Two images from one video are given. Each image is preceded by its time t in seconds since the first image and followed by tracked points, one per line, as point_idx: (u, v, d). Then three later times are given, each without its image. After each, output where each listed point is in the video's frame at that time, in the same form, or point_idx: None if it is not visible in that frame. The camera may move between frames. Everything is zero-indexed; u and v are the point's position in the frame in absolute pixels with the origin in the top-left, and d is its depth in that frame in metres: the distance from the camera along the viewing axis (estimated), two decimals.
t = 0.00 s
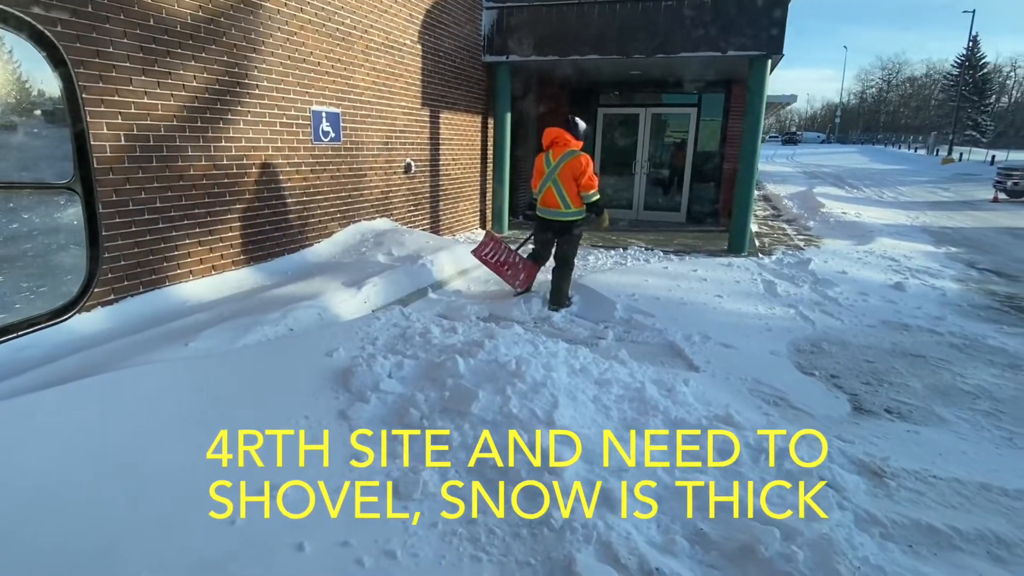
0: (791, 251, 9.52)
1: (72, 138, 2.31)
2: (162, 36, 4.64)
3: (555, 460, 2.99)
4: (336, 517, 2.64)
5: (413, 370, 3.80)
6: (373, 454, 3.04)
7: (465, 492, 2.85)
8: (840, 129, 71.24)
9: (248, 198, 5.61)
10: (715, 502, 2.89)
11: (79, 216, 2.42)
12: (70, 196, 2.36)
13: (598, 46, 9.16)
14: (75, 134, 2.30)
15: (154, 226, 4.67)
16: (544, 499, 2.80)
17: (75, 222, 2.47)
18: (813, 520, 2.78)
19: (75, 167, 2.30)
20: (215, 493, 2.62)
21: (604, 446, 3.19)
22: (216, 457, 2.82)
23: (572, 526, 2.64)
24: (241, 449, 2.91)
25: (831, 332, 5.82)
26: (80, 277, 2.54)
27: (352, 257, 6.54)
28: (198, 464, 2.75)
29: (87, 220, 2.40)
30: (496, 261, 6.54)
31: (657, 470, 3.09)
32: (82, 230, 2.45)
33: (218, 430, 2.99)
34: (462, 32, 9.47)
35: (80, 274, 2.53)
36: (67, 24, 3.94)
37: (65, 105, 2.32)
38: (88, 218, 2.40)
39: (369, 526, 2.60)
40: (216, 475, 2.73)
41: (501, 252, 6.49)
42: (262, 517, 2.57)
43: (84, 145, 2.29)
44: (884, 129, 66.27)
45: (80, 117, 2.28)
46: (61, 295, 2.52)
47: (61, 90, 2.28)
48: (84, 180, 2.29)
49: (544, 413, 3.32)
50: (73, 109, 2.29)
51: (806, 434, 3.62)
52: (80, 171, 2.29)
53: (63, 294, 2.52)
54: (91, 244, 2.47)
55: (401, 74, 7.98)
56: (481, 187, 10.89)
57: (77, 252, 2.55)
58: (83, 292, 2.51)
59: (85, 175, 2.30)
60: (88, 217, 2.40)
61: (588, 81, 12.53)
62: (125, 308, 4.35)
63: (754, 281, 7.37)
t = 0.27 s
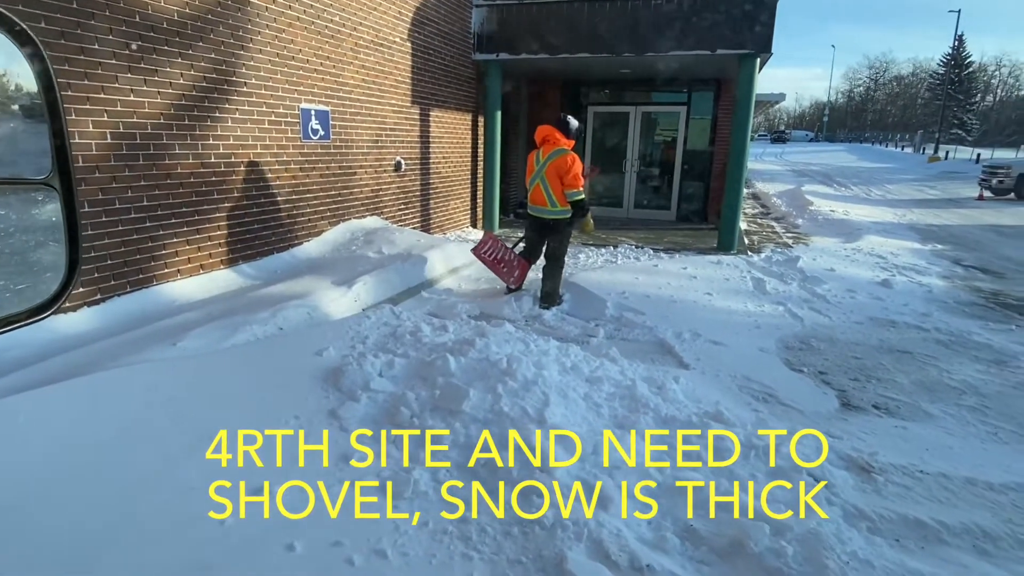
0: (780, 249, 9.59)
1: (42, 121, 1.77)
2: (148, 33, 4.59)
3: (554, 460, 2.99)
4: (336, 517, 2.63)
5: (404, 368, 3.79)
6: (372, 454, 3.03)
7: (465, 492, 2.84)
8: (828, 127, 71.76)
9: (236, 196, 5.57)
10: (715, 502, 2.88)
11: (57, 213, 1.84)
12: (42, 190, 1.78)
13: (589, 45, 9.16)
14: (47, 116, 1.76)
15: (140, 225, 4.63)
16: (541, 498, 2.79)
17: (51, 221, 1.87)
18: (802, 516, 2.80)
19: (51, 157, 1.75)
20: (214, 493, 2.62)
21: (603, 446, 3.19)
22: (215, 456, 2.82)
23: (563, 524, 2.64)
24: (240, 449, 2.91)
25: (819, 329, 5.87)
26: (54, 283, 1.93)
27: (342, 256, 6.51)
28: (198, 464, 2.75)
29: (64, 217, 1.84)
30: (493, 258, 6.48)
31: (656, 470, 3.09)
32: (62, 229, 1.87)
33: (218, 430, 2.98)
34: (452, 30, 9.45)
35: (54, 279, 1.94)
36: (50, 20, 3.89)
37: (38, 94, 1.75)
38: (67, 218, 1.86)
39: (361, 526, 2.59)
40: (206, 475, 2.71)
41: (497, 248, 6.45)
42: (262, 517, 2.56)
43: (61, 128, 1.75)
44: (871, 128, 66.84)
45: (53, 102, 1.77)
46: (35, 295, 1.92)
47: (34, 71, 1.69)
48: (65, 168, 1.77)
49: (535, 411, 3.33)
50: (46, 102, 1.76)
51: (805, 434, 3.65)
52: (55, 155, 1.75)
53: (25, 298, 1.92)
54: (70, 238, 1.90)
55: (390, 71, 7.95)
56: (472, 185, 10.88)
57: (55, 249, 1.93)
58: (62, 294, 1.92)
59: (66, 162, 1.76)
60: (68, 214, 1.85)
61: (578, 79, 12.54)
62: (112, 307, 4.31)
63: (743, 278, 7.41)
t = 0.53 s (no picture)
0: (770, 247, 9.63)
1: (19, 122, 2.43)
2: (136, 30, 4.54)
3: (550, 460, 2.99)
4: (336, 517, 2.62)
5: (395, 368, 3.78)
6: (372, 454, 3.03)
7: (465, 492, 2.84)
8: (817, 126, 72.20)
9: (225, 195, 5.52)
10: (711, 501, 2.87)
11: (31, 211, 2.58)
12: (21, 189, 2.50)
13: (580, 44, 9.17)
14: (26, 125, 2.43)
15: (128, 224, 4.58)
16: (536, 501, 2.77)
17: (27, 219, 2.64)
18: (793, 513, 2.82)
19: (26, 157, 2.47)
20: (214, 493, 2.62)
21: (604, 446, 3.21)
22: (215, 456, 2.82)
23: (555, 523, 2.64)
24: (240, 449, 2.91)
25: (809, 327, 5.90)
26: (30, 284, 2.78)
27: (333, 255, 6.49)
28: (197, 464, 2.75)
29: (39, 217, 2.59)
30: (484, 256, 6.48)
31: (656, 470, 3.10)
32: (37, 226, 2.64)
33: (218, 430, 2.99)
34: (443, 28, 9.42)
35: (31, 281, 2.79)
36: (36, 17, 3.85)
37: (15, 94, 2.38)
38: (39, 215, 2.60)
39: (353, 527, 2.58)
40: (198, 476, 2.69)
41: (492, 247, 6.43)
42: (261, 516, 2.56)
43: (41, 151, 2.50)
44: (860, 127, 67.32)
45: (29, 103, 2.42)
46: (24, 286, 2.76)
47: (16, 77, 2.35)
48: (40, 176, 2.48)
49: (527, 410, 3.32)
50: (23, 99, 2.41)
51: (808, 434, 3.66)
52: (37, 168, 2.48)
53: None
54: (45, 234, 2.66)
55: (381, 69, 7.92)
56: (464, 184, 10.86)
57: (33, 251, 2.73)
58: (38, 292, 2.72)
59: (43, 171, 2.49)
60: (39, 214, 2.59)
61: (570, 78, 12.54)
62: (101, 307, 4.27)
63: (734, 277, 7.44)
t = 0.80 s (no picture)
0: (762, 246, 9.68)
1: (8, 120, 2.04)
2: (126, 28, 4.50)
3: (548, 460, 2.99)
4: (335, 517, 2.62)
5: (389, 368, 3.76)
6: (372, 453, 3.03)
7: (466, 492, 2.83)
8: (808, 126, 72.56)
9: (216, 194, 5.49)
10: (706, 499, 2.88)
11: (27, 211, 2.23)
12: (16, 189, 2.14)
13: (573, 43, 9.18)
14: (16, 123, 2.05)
15: (119, 223, 4.54)
16: (520, 499, 2.78)
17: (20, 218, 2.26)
18: (786, 511, 2.83)
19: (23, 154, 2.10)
20: (214, 493, 2.62)
21: (604, 446, 3.20)
22: (214, 456, 2.82)
23: (549, 523, 2.64)
24: (240, 449, 2.91)
25: (801, 326, 5.93)
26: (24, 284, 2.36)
27: (326, 254, 6.46)
28: (196, 464, 2.75)
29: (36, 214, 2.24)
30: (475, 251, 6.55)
31: (656, 470, 3.10)
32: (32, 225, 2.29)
33: (218, 430, 2.99)
34: (436, 27, 9.40)
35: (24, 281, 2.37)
36: (24, 14, 3.81)
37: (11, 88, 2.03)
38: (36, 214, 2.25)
39: (348, 527, 2.57)
40: (191, 476, 2.68)
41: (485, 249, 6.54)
42: (261, 516, 2.56)
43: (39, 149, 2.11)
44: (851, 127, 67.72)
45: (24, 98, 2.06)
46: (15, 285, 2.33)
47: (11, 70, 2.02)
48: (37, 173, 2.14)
49: (521, 409, 3.32)
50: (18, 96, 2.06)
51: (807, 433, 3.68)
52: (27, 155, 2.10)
53: None
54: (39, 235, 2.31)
55: (374, 68, 7.89)
56: (457, 184, 10.85)
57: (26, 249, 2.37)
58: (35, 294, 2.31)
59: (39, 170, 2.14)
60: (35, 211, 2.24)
61: (563, 77, 12.55)
62: (92, 307, 4.24)
63: (726, 276, 7.47)
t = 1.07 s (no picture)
0: (756, 247, 9.72)
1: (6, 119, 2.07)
2: (119, 28, 4.48)
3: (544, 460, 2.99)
4: (335, 517, 2.62)
5: (383, 368, 3.76)
6: (372, 454, 3.04)
7: (466, 492, 2.84)
8: (801, 128, 72.91)
9: (210, 194, 5.47)
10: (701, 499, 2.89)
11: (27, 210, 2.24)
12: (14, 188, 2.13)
13: (567, 44, 9.19)
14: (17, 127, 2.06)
15: (112, 224, 4.52)
16: (517, 499, 2.78)
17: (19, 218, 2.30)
18: (780, 511, 2.85)
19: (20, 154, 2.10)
20: (213, 493, 2.62)
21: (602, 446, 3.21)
22: (214, 456, 2.82)
23: (544, 523, 2.65)
24: (239, 449, 2.91)
25: (794, 326, 5.97)
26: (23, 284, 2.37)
27: (320, 255, 6.45)
28: (196, 464, 2.75)
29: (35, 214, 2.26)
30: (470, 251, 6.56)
31: (655, 470, 3.11)
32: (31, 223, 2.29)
33: (217, 430, 2.99)
34: (431, 28, 9.40)
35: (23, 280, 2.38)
36: (16, 13, 3.79)
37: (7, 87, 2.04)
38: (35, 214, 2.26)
39: (344, 527, 2.57)
40: (186, 477, 2.67)
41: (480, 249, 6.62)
42: (259, 517, 2.56)
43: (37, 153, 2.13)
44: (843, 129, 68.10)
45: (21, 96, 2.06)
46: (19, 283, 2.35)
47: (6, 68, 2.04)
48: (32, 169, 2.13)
49: (516, 409, 3.32)
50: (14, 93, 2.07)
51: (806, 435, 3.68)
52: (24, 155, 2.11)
53: None
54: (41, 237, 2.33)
55: (368, 68, 7.88)
56: (452, 184, 10.85)
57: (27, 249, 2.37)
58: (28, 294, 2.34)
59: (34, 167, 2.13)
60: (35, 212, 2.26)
61: (557, 79, 12.57)
62: (84, 308, 4.22)
63: (720, 277, 7.49)
